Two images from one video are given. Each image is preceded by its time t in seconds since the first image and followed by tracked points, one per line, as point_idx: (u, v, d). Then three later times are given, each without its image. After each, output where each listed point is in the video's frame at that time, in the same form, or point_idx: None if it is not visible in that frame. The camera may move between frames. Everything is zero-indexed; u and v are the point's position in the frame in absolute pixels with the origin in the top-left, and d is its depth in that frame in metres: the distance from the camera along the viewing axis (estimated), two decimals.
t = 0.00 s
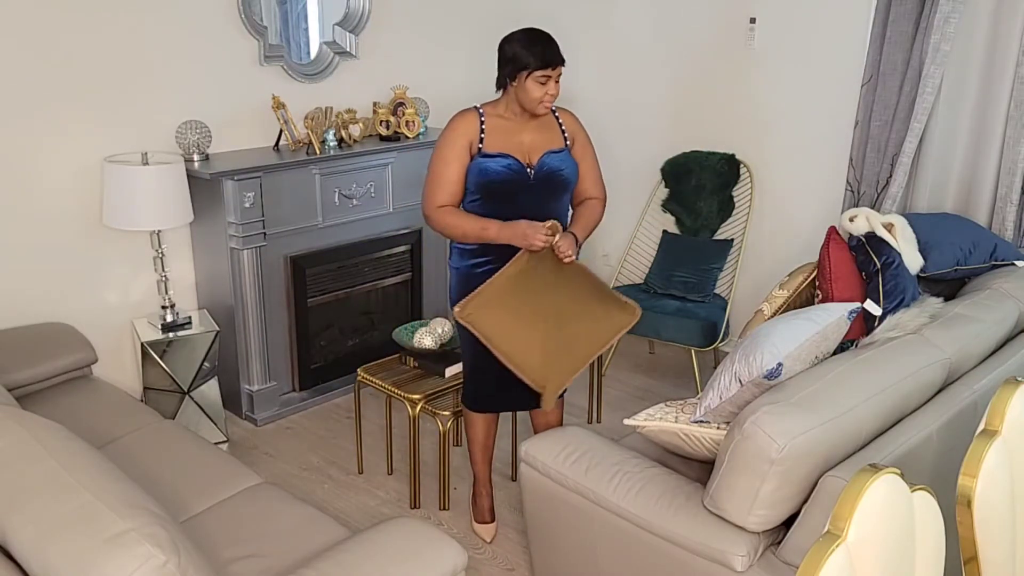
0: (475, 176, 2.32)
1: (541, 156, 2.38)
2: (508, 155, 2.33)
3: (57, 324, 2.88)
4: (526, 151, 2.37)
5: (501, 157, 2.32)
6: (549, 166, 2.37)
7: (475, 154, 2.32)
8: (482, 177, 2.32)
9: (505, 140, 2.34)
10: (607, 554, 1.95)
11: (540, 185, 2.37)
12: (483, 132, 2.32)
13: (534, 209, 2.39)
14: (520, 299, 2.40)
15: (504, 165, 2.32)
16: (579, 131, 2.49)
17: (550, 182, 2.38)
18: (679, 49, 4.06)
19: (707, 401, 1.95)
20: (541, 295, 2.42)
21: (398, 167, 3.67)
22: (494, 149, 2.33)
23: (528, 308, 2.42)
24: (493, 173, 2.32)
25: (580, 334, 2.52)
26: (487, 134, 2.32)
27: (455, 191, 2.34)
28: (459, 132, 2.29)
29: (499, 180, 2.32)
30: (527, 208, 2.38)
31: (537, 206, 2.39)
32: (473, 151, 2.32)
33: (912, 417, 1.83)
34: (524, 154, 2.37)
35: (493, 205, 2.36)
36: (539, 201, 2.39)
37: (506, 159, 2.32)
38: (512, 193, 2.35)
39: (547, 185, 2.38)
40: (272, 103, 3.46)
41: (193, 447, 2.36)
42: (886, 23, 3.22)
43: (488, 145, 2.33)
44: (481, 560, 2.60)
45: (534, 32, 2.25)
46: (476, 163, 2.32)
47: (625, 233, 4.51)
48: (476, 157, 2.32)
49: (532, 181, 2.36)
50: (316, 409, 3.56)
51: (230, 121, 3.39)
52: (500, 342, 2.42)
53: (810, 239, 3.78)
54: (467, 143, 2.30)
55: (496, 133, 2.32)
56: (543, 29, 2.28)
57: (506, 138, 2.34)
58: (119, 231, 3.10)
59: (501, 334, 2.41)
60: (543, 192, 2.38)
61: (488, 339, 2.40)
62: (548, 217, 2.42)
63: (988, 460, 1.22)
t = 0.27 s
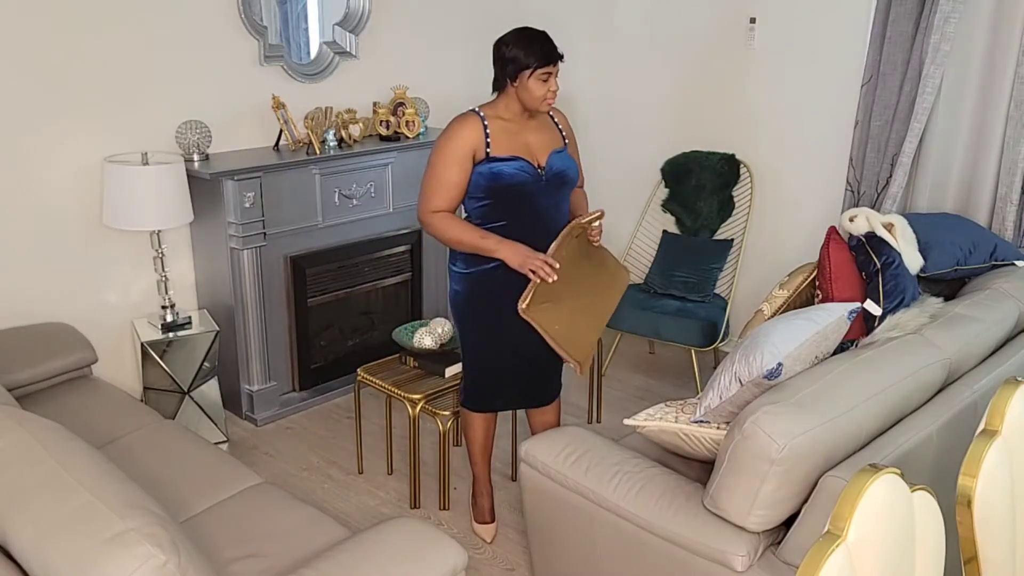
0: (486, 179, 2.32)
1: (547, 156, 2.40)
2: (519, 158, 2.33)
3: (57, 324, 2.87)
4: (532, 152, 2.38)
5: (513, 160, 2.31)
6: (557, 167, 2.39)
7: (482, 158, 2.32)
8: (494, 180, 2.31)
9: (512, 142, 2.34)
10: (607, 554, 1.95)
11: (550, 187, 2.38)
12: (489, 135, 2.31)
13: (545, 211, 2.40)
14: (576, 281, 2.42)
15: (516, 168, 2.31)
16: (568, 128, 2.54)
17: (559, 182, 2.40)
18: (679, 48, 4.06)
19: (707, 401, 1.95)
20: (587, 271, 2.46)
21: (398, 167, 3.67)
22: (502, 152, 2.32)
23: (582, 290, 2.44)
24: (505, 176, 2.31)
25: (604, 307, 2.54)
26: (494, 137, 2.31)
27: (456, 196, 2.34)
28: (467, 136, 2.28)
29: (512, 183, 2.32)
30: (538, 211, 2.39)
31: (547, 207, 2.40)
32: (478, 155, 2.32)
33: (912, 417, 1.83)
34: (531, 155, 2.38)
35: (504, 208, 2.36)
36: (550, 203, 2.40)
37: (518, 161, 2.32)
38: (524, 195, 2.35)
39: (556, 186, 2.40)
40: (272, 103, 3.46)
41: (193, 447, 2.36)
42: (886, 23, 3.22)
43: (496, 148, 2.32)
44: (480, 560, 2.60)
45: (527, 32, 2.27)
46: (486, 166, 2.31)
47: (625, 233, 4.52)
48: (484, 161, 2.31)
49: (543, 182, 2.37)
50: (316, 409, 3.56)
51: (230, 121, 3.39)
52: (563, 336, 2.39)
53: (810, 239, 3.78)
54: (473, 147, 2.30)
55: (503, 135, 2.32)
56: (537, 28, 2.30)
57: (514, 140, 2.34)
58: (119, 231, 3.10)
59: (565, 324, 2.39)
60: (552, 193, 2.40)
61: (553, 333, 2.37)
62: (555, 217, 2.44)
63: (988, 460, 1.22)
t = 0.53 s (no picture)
0: (492, 182, 2.31)
1: (550, 155, 2.41)
2: (525, 159, 2.33)
3: (57, 324, 2.87)
4: (535, 152, 2.39)
5: (519, 161, 2.31)
6: (562, 166, 2.41)
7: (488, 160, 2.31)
8: (501, 181, 2.31)
9: (517, 144, 2.34)
10: (607, 554, 1.95)
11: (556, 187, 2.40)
12: (493, 138, 2.30)
13: (550, 210, 2.42)
14: (586, 280, 2.44)
15: (524, 169, 2.32)
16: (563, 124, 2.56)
17: (563, 181, 2.41)
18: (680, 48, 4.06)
19: (707, 401, 1.95)
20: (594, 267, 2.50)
21: (398, 167, 3.67)
22: (507, 153, 2.32)
23: (592, 287, 2.47)
24: (513, 178, 2.31)
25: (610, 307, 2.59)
26: (499, 140, 2.31)
27: (463, 201, 2.31)
28: (473, 140, 2.27)
29: (519, 184, 2.32)
30: (546, 210, 2.40)
31: (551, 206, 2.42)
32: (484, 158, 2.30)
33: (912, 417, 1.83)
34: (535, 155, 2.38)
35: (511, 210, 2.36)
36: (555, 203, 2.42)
37: (526, 162, 2.32)
38: (531, 196, 2.36)
39: (560, 186, 2.41)
40: (272, 102, 3.46)
41: (193, 447, 2.36)
42: (886, 23, 3.22)
43: (501, 150, 2.31)
44: (481, 560, 2.60)
45: (522, 34, 2.27)
46: (494, 169, 2.30)
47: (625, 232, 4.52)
48: (490, 164, 2.31)
49: (549, 182, 2.38)
50: (316, 409, 3.56)
51: (230, 121, 3.39)
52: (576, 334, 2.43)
53: (810, 239, 3.78)
54: (479, 150, 2.28)
55: (506, 137, 2.32)
56: (531, 28, 2.30)
57: (518, 141, 2.34)
58: (119, 231, 3.10)
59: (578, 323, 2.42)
60: (556, 192, 2.41)
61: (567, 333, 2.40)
62: (559, 216, 2.46)
63: (988, 460, 1.22)
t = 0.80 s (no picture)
0: (494, 182, 2.31)
1: (551, 156, 2.41)
2: (526, 159, 2.33)
3: (57, 324, 2.87)
4: (536, 152, 2.39)
5: (521, 161, 2.31)
6: (563, 166, 2.41)
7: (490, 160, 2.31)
8: (503, 182, 2.31)
9: (518, 144, 2.34)
10: (607, 554, 1.95)
11: (557, 187, 2.40)
12: (494, 138, 2.30)
13: (551, 210, 2.41)
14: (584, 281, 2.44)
15: (525, 170, 2.32)
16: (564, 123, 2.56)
17: (564, 181, 2.41)
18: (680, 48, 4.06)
19: (708, 401, 1.95)
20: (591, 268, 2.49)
21: (398, 167, 3.67)
22: (509, 154, 2.32)
23: (590, 289, 2.46)
24: (514, 178, 2.31)
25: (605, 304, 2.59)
26: (500, 140, 2.31)
27: (463, 201, 2.31)
28: (474, 139, 2.27)
29: (521, 184, 2.32)
30: (547, 210, 2.40)
31: (553, 206, 2.42)
32: (485, 158, 2.30)
33: (912, 417, 1.83)
34: (537, 155, 2.38)
35: (513, 210, 2.36)
36: (556, 203, 2.42)
37: (528, 162, 2.32)
38: (533, 196, 2.36)
39: (561, 186, 2.41)
40: (272, 102, 3.46)
41: (193, 447, 2.36)
42: (886, 23, 3.22)
43: (502, 150, 2.31)
44: (481, 560, 2.60)
45: (520, 33, 2.27)
46: (494, 169, 2.30)
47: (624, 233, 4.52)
48: (491, 164, 2.30)
49: (550, 182, 2.38)
50: (316, 410, 3.56)
51: (230, 121, 3.39)
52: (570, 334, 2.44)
53: (810, 239, 3.78)
54: (480, 150, 2.28)
55: (507, 137, 2.32)
56: (528, 27, 2.31)
57: (520, 141, 2.34)
58: (119, 231, 3.10)
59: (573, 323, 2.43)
60: (558, 192, 2.41)
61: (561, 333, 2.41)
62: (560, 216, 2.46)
63: (988, 460, 1.22)
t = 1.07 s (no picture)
0: (490, 181, 2.31)
1: (550, 156, 2.40)
2: (522, 159, 2.33)
3: (57, 324, 2.87)
4: (535, 152, 2.38)
5: (516, 161, 2.31)
6: (561, 166, 2.40)
7: (485, 159, 2.31)
8: (497, 181, 2.31)
9: (515, 143, 2.34)
10: (607, 555, 1.95)
11: (554, 187, 2.39)
12: (491, 136, 2.30)
13: (547, 212, 2.41)
14: (575, 282, 2.41)
15: (520, 169, 2.32)
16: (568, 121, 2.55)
17: (562, 182, 2.41)
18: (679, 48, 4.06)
19: (708, 401, 1.95)
20: (584, 269, 2.45)
21: (398, 167, 3.67)
22: (505, 153, 2.32)
23: (581, 287, 2.42)
24: (509, 177, 2.31)
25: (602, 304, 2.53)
26: (497, 139, 2.31)
27: (458, 199, 2.32)
28: (470, 137, 2.27)
29: (516, 184, 2.33)
30: (544, 211, 2.40)
31: (549, 207, 2.41)
32: (482, 156, 2.31)
33: (912, 417, 1.83)
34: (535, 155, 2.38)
35: (508, 210, 2.36)
36: (554, 204, 2.41)
37: (523, 162, 2.32)
38: (528, 197, 2.36)
39: (558, 188, 2.41)
40: (272, 102, 3.46)
41: (193, 447, 2.36)
42: (886, 23, 3.21)
43: (499, 150, 2.31)
44: (480, 560, 2.60)
45: (517, 30, 2.27)
46: (490, 167, 2.30)
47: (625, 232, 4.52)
48: (487, 162, 2.31)
49: (547, 183, 2.38)
50: (316, 410, 3.56)
51: (230, 121, 3.39)
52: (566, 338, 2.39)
53: (810, 239, 3.78)
54: (475, 148, 2.29)
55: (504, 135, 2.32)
56: (527, 26, 2.31)
57: (517, 141, 2.34)
58: (119, 231, 3.10)
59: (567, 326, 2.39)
60: (554, 193, 2.40)
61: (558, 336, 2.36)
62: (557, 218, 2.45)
63: (988, 460, 1.22)
